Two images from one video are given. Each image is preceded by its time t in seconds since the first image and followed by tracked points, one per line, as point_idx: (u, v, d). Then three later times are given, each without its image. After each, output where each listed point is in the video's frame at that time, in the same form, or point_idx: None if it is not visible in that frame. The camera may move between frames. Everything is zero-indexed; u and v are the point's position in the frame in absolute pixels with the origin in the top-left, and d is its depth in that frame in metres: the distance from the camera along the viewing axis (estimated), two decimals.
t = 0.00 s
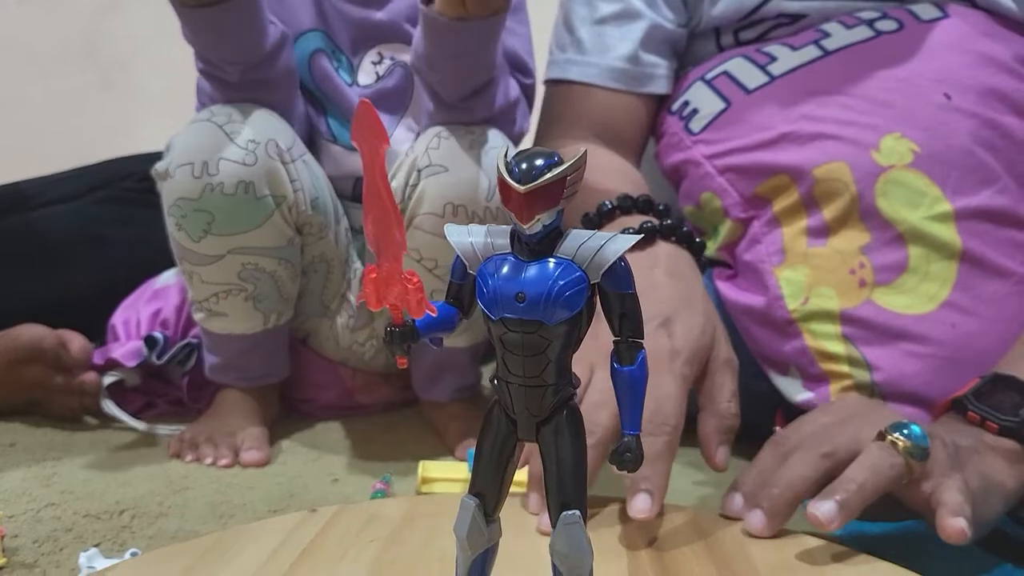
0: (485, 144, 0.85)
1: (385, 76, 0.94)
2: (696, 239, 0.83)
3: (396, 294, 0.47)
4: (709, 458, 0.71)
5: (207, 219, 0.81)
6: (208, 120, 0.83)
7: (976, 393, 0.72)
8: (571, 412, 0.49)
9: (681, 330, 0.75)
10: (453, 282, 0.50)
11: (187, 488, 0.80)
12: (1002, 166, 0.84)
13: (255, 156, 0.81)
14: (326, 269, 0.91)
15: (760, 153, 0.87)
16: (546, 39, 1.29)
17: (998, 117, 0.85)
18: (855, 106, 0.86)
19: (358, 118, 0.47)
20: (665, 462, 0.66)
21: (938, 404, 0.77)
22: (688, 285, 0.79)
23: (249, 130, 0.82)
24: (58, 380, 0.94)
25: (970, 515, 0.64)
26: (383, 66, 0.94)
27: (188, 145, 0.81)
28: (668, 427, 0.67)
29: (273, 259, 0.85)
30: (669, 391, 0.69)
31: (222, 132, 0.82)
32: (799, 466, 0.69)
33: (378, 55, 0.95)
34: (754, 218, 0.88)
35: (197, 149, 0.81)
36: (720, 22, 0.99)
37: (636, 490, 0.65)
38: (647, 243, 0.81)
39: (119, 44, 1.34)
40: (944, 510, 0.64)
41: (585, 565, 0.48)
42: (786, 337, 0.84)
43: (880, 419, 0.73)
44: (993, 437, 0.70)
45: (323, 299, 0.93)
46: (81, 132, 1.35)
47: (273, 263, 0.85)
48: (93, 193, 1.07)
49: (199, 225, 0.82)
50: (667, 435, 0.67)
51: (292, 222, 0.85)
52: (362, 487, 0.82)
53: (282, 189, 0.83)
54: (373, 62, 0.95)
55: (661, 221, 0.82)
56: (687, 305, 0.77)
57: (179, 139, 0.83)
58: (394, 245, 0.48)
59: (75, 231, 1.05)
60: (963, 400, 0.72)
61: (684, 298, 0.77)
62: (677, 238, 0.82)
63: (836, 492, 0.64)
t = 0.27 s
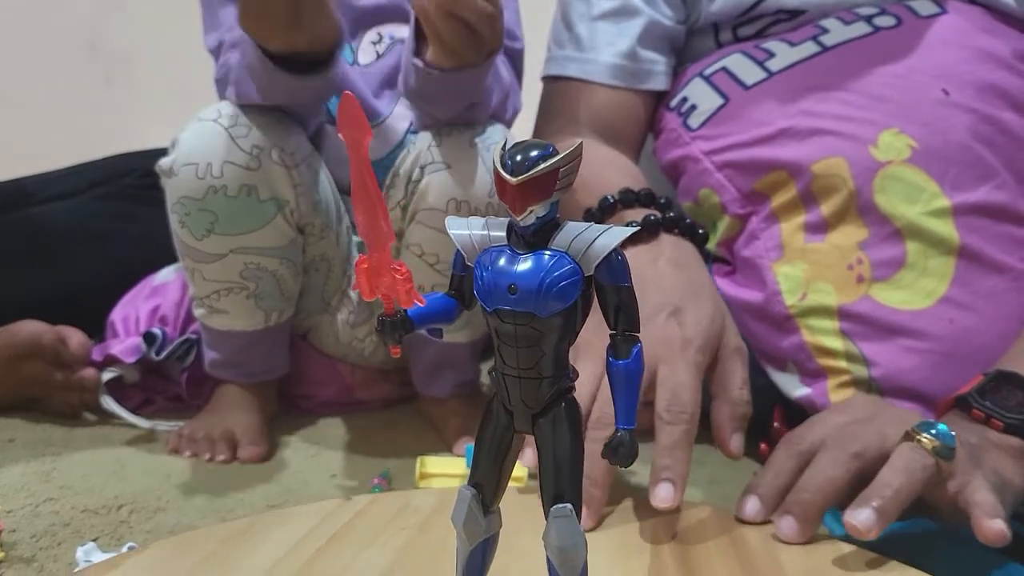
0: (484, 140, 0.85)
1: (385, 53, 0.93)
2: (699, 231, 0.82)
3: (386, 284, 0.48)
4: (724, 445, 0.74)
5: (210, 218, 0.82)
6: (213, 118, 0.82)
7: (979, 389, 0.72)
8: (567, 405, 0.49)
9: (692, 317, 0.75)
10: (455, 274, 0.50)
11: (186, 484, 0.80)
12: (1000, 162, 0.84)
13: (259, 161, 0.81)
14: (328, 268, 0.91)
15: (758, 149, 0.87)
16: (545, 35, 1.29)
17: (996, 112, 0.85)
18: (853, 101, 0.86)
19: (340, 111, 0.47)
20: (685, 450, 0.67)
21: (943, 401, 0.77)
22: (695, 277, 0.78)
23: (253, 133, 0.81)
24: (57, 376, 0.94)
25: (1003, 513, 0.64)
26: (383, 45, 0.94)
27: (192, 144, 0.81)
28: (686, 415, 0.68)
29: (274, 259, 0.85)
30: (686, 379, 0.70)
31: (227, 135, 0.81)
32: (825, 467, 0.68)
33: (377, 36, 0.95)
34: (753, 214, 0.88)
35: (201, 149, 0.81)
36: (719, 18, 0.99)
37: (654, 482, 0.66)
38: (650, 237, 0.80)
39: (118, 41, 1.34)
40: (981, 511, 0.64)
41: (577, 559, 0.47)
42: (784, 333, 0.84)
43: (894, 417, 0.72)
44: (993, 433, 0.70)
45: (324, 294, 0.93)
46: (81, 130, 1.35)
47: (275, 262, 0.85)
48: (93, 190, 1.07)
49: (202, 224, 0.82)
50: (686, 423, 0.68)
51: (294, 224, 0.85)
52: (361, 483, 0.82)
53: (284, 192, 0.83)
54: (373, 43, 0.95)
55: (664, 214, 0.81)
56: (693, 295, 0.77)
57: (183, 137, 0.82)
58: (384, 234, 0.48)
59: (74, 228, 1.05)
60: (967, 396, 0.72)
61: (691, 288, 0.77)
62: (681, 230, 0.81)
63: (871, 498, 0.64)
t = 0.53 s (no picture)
0: (493, 112, 0.88)
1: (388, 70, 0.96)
2: (705, 229, 0.81)
3: (381, 281, 0.48)
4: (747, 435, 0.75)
5: (215, 199, 0.82)
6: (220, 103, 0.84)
7: (978, 388, 0.71)
8: (572, 405, 0.47)
9: (703, 313, 0.75)
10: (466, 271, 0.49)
11: (186, 483, 0.80)
12: (1000, 160, 0.84)
13: (264, 141, 0.83)
14: (330, 257, 0.92)
15: (759, 149, 0.87)
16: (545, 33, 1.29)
17: (996, 111, 0.85)
18: (854, 100, 0.86)
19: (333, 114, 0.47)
20: (709, 443, 0.67)
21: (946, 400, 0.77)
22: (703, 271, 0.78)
23: (257, 114, 0.83)
24: (58, 376, 0.94)
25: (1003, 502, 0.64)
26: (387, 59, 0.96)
27: (198, 126, 0.82)
28: (706, 407, 0.68)
29: (276, 244, 0.86)
30: (704, 374, 0.70)
31: (233, 115, 0.82)
32: (830, 450, 0.68)
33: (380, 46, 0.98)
34: (753, 213, 0.88)
35: (208, 130, 0.82)
36: (719, 17, 0.99)
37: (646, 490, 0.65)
38: (656, 238, 0.79)
39: (118, 39, 1.33)
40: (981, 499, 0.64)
41: (575, 556, 0.45)
42: (785, 332, 0.84)
43: (900, 406, 0.72)
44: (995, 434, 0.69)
45: (328, 285, 0.94)
46: (83, 129, 1.35)
47: (277, 247, 0.86)
48: (94, 189, 1.07)
49: (206, 205, 0.83)
50: (707, 415, 0.68)
51: (297, 208, 0.86)
52: (361, 481, 0.82)
53: (288, 175, 0.84)
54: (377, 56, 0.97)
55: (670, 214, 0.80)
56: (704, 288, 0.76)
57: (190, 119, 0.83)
58: (378, 234, 0.48)
59: (75, 227, 1.05)
60: (966, 395, 0.71)
61: (700, 280, 0.77)
62: (687, 229, 0.80)
63: (875, 480, 0.64)
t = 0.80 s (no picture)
0: (492, 109, 0.88)
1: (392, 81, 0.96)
2: (710, 226, 0.81)
3: (381, 271, 0.47)
4: (752, 412, 0.70)
5: (212, 190, 0.84)
6: (222, 96, 0.85)
7: (971, 387, 0.71)
8: (576, 398, 0.45)
9: (711, 301, 0.74)
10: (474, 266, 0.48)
11: (188, 478, 0.80)
12: (1003, 156, 0.84)
13: (262, 132, 0.84)
14: (332, 253, 0.94)
15: (761, 144, 0.86)
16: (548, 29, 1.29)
17: (999, 107, 0.84)
18: (857, 95, 0.85)
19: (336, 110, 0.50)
20: (723, 435, 0.66)
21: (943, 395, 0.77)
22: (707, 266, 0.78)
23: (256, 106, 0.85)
24: (60, 372, 0.94)
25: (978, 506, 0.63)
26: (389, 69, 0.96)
27: (198, 118, 0.84)
28: (718, 399, 0.67)
29: (275, 236, 0.87)
30: (714, 366, 0.69)
31: (233, 108, 0.84)
32: (808, 452, 0.67)
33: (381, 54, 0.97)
34: (755, 209, 0.88)
35: (207, 122, 0.84)
36: (722, 12, 0.99)
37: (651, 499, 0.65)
38: (659, 237, 0.79)
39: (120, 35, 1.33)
40: (950, 503, 0.63)
41: (575, 550, 0.44)
42: (787, 327, 0.83)
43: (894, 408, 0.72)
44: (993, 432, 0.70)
45: (331, 283, 0.95)
46: (85, 126, 1.35)
47: (275, 240, 0.87)
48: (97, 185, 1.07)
49: (204, 196, 0.84)
50: (720, 407, 0.67)
51: (295, 201, 0.87)
52: (363, 477, 0.82)
53: (285, 167, 0.85)
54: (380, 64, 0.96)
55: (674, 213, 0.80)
56: (712, 278, 0.76)
57: (191, 112, 0.85)
58: (378, 225, 0.48)
59: (78, 223, 1.05)
60: (957, 393, 0.71)
61: (705, 273, 0.76)
62: (691, 227, 0.80)
63: (848, 484, 0.63)
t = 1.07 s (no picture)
0: (488, 104, 0.88)
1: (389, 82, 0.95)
2: (708, 221, 0.81)
3: (374, 260, 0.47)
4: (772, 387, 0.68)
5: (199, 181, 0.84)
6: (208, 88, 0.86)
7: (978, 384, 0.71)
8: (573, 388, 0.44)
9: (711, 296, 0.74)
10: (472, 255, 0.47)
11: (187, 472, 0.80)
12: (1002, 149, 0.84)
13: (248, 122, 0.84)
14: (324, 245, 0.94)
15: (759, 138, 0.86)
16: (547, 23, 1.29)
17: (998, 100, 0.84)
18: (856, 89, 0.85)
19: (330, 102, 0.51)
20: (732, 427, 0.66)
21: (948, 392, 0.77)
22: (708, 260, 0.78)
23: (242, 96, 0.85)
24: (59, 366, 0.95)
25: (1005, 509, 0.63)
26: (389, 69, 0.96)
27: (185, 110, 0.84)
28: (725, 392, 0.67)
29: (265, 228, 0.87)
30: (717, 358, 0.69)
31: (220, 99, 0.84)
32: (832, 452, 0.66)
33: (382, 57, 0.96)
34: (754, 202, 0.88)
35: (194, 113, 0.84)
36: (721, 6, 0.98)
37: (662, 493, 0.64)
38: (658, 234, 0.79)
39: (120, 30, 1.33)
40: (980, 506, 0.63)
41: (566, 541, 0.43)
42: (785, 321, 0.83)
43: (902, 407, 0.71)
44: (994, 428, 0.70)
45: (324, 277, 0.96)
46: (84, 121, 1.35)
47: (264, 232, 0.88)
48: (96, 180, 1.07)
49: (192, 188, 0.84)
50: (726, 399, 0.67)
51: (284, 193, 0.88)
52: (362, 470, 0.82)
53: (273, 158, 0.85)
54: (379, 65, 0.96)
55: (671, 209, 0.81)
56: (713, 273, 0.76)
57: (179, 105, 0.85)
58: (371, 212, 0.48)
59: (77, 219, 1.05)
60: (966, 391, 0.71)
61: (705, 269, 0.77)
62: (689, 223, 0.81)
63: (878, 488, 0.62)
